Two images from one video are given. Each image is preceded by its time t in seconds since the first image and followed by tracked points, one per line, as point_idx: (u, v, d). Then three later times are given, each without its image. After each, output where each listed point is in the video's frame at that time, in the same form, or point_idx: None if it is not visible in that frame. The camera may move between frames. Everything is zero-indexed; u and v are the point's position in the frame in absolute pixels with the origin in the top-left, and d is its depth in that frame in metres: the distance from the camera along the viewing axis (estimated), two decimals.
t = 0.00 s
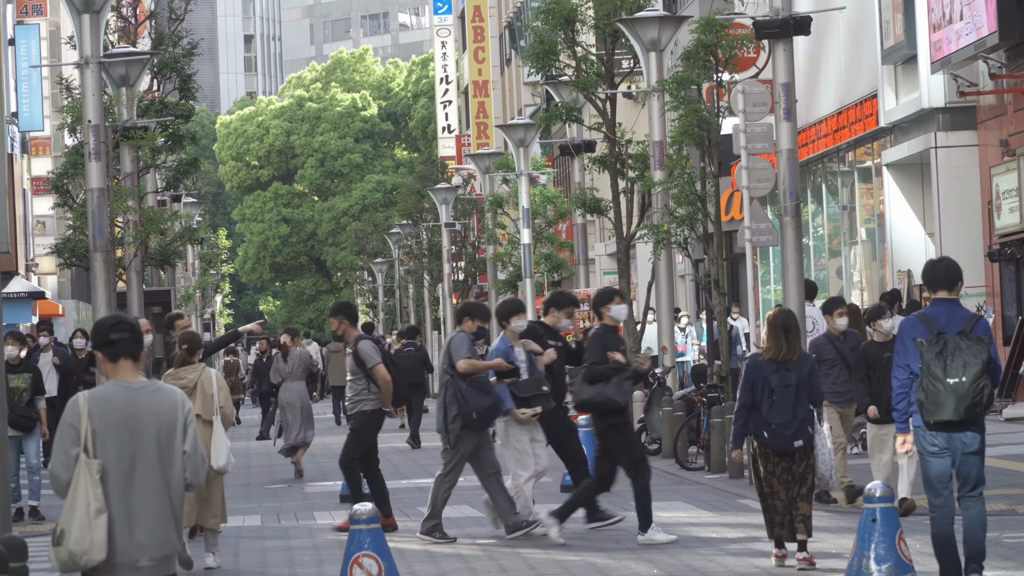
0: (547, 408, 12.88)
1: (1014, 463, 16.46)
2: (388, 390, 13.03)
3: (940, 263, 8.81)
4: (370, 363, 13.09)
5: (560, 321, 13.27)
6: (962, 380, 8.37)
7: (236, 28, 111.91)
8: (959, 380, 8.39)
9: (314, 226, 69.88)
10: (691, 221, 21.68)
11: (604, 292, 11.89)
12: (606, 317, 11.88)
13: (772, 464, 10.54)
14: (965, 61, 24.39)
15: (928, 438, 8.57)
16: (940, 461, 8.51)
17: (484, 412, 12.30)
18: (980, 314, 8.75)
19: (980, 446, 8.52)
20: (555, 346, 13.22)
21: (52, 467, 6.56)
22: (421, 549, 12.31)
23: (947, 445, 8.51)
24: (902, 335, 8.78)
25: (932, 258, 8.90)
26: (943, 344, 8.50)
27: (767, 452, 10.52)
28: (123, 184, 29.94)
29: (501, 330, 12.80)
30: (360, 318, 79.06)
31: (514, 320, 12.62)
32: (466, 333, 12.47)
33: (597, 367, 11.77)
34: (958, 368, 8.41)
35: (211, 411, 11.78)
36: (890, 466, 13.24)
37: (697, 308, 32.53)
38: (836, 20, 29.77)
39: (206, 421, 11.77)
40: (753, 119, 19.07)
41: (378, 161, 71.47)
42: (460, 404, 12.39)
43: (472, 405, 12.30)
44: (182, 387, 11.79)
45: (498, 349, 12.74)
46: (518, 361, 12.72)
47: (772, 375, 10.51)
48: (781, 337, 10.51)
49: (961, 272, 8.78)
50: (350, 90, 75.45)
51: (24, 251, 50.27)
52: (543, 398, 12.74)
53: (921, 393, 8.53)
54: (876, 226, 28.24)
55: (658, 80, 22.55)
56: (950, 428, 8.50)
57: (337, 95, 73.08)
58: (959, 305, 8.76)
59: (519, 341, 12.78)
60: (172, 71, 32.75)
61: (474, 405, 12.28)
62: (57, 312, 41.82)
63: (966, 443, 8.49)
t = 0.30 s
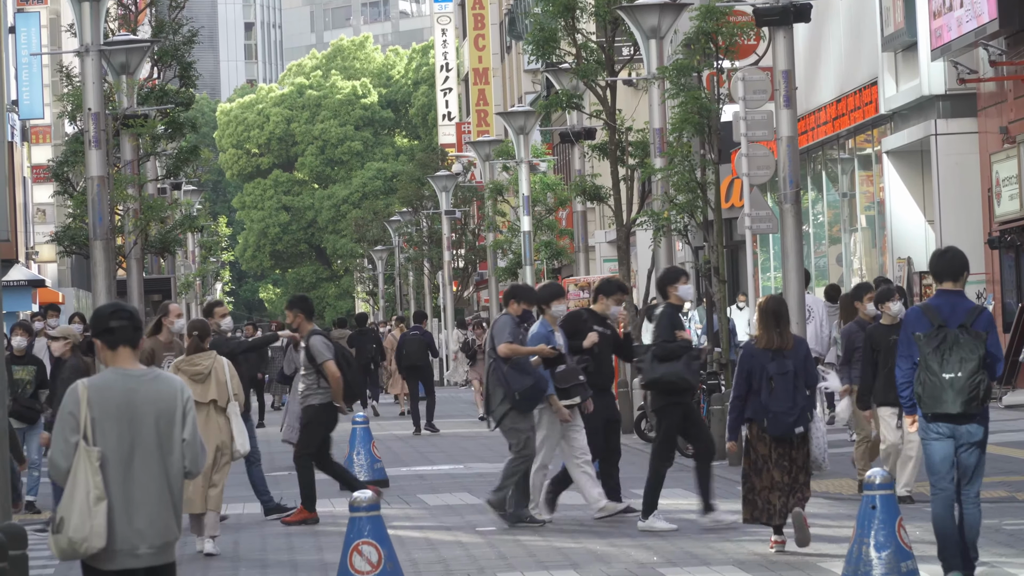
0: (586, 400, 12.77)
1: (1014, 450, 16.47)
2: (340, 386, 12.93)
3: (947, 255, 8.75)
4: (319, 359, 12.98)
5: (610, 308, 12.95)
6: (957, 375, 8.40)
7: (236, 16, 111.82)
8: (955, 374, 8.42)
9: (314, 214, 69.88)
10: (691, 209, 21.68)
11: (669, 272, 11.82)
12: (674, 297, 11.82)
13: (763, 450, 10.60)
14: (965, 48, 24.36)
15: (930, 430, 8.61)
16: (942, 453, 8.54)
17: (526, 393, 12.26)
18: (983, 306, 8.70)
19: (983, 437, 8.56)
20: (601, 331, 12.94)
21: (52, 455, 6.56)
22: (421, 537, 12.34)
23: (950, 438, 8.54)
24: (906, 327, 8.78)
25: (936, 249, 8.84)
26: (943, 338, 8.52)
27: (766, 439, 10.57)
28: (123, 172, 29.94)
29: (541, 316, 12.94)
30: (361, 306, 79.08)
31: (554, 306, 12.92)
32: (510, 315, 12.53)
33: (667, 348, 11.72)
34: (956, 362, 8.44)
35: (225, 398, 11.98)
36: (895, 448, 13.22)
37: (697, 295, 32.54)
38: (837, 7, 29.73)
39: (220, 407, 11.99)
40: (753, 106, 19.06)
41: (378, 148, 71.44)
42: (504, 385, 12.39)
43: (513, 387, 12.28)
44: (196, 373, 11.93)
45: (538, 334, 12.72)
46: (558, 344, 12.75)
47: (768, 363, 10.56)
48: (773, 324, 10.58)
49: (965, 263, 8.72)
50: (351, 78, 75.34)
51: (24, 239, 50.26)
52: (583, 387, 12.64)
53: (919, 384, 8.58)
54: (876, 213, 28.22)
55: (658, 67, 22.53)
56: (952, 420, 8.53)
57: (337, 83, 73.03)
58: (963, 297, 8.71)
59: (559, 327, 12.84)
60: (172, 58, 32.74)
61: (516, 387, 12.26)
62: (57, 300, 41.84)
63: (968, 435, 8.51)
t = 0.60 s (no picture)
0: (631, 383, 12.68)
1: (1009, 438, 16.52)
2: (281, 373, 12.60)
3: (949, 237, 8.82)
4: (260, 347, 12.64)
5: (651, 295, 13.09)
6: (959, 355, 8.54)
7: (231, 5, 111.70)
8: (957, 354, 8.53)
9: (310, 202, 69.90)
10: (687, 196, 21.71)
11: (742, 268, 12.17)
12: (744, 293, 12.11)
13: (757, 438, 10.64)
14: (960, 35, 24.37)
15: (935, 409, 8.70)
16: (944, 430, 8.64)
17: (577, 384, 11.97)
18: (984, 289, 8.77)
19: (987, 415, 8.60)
20: (644, 320, 13.04)
21: (47, 444, 6.60)
22: (417, 526, 12.37)
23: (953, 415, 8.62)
24: (911, 307, 8.87)
25: (940, 233, 8.92)
26: (945, 319, 8.63)
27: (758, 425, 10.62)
28: (119, 160, 29.94)
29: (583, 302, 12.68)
30: (357, 293, 79.06)
31: (595, 291, 12.37)
32: (554, 306, 12.30)
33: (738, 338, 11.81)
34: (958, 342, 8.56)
35: (225, 381, 11.92)
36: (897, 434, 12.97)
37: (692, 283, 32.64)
38: None
39: (219, 390, 11.92)
40: (748, 94, 19.06)
41: (373, 136, 71.45)
42: (552, 377, 12.14)
43: (563, 378, 12.00)
44: (197, 358, 11.90)
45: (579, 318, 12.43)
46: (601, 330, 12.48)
47: (762, 352, 10.67)
48: (770, 315, 10.61)
49: (969, 246, 8.81)
50: (347, 65, 75.22)
51: (19, 227, 50.24)
52: (628, 370, 12.57)
53: (923, 365, 8.71)
54: (871, 200, 28.23)
55: (653, 54, 22.53)
56: (956, 399, 8.61)
57: (333, 70, 72.98)
58: (966, 279, 8.79)
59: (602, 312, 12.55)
60: (168, 46, 32.71)
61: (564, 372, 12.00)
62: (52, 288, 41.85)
63: (971, 411, 8.57)
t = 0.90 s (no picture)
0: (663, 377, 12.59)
1: (1000, 430, 16.55)
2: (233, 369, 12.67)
3: (941, 231, 8.88)
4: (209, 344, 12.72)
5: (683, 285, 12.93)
6: (954, 347, 8.70)
7: None
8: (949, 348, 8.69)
9: (301, 194, 69.88)
10: (678, 188, 21.70)
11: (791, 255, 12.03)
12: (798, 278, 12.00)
13: (752, 423, 10.89)
14: (952, 27, 24.32)
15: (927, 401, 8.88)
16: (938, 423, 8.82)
17: (607, 374, 11.95)
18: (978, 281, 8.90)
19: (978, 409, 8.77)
20: (679, 310, 12.96)
21: (38, 438, 6.59)
22: (408, 519, 12.39)
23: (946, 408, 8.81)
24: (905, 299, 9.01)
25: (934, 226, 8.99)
26: (939, 312, 8.77)
27: (752, 412, 10.83)
28: (110, 153, 29.88)
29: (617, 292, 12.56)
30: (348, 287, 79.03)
31: (624, 286, 12.25)
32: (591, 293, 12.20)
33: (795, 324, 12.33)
34: (949, 337, 8.72)
35: (224, 377, 12.10)
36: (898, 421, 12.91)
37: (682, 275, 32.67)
38: None
39: (217, 386, 12.11)
40: (739, 86, 19.03)
41: (365, 129, 71.39)
42: (586, 365, 12.08)
43: (594, 368, 11.97)
44: (195, 354, 12.05)
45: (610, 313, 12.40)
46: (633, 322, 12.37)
47: (756, 338, 10.83)
48: (764, 303, 10.81)
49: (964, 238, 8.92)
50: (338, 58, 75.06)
51: (10, 220, 50.14)
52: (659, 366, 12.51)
53: (916, 357, 8.87)
54: (863, 192, 28.24)
55: (644, 47, 22.52)
56: (948, 392, 8.79)
57: (324, 63, 72.86)
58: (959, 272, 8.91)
59: (633, 305, 12.42)
60: (159, 39, 32.64)
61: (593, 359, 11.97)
62: (43, 281, 41.81)
63: (962, 406, 8.75)
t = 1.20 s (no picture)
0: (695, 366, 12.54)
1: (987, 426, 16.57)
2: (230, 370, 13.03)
3: (941, 223, 9.17)
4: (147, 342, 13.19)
5: (712, 280, 12.88)
6: (940, 336, 8.93)
7: None
8: (937, 338, 8.95)
9: (289, 190, 69.85)
10: (666, 184, 21.72)
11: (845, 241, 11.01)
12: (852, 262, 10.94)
13: (739, 422, 11.05)
14: (940, 22, 24.33)
15: (922, 389, 9.14)
16: (935, 410, 9.08)
17: (637, 371, 12.04)
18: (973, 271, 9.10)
19: (976, 397, 9.03)
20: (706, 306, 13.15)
21: (26, 434, 6.55)
22: (396, 515, 12.38)
23: (942, 396, 9.07)
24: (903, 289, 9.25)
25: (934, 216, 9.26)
26: (930, 302, 9.00)
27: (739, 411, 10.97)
28: (98, 149, 29.84)
29: (650, 286, 12.58)
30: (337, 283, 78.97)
31: (656, 276, 12.26)
32: (625, 290, 12.22)
33: (848, 318, 10.63)
34: (937, 327, 8.96)
35: (225, 366, 12.29)
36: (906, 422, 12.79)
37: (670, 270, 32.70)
38: None
39: (219, 375, 12.32)
40: (727, 81, 19.04)
41: (353, 124, 71.36)
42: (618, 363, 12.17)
43: (624, 365, 12.05)
44: (198, 342, 12.23)
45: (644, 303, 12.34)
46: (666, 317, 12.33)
47: (740, 339, 10.96)
48: (746, 302, 10.95)
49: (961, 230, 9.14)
50: (326, 54, 74.97)
51: None
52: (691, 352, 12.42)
53: (907, 345, 9.13)
54: (851, 188, 28.27)
55: (632, 42, 22.55)
56: (943, 380, 9.04)
57: (312, 59, 72.78)
58: (956, 262, 9.13)
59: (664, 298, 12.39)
60: (148, 35, 32.64)
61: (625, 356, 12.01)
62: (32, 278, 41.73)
63: (959, 395, 9.02)
